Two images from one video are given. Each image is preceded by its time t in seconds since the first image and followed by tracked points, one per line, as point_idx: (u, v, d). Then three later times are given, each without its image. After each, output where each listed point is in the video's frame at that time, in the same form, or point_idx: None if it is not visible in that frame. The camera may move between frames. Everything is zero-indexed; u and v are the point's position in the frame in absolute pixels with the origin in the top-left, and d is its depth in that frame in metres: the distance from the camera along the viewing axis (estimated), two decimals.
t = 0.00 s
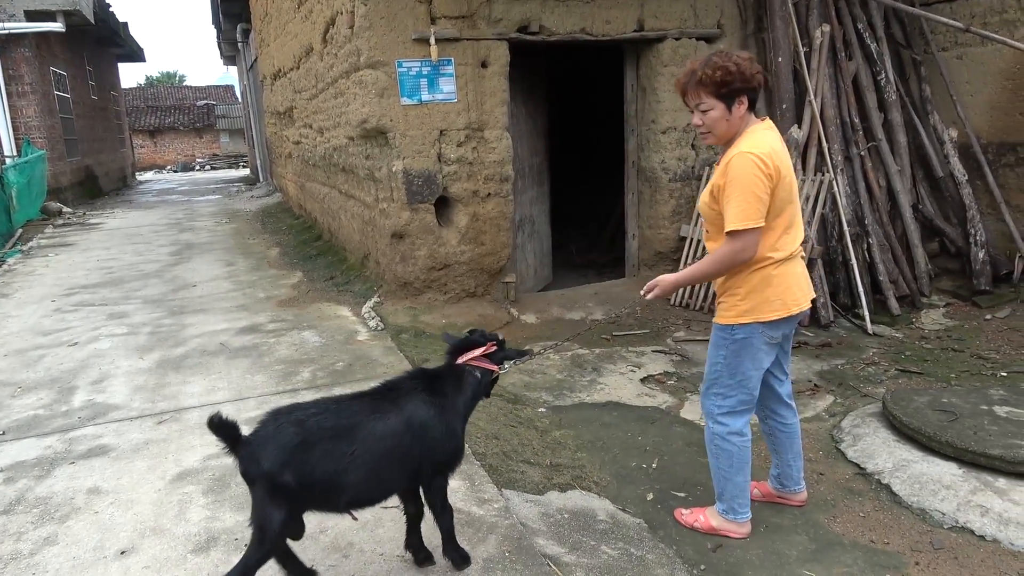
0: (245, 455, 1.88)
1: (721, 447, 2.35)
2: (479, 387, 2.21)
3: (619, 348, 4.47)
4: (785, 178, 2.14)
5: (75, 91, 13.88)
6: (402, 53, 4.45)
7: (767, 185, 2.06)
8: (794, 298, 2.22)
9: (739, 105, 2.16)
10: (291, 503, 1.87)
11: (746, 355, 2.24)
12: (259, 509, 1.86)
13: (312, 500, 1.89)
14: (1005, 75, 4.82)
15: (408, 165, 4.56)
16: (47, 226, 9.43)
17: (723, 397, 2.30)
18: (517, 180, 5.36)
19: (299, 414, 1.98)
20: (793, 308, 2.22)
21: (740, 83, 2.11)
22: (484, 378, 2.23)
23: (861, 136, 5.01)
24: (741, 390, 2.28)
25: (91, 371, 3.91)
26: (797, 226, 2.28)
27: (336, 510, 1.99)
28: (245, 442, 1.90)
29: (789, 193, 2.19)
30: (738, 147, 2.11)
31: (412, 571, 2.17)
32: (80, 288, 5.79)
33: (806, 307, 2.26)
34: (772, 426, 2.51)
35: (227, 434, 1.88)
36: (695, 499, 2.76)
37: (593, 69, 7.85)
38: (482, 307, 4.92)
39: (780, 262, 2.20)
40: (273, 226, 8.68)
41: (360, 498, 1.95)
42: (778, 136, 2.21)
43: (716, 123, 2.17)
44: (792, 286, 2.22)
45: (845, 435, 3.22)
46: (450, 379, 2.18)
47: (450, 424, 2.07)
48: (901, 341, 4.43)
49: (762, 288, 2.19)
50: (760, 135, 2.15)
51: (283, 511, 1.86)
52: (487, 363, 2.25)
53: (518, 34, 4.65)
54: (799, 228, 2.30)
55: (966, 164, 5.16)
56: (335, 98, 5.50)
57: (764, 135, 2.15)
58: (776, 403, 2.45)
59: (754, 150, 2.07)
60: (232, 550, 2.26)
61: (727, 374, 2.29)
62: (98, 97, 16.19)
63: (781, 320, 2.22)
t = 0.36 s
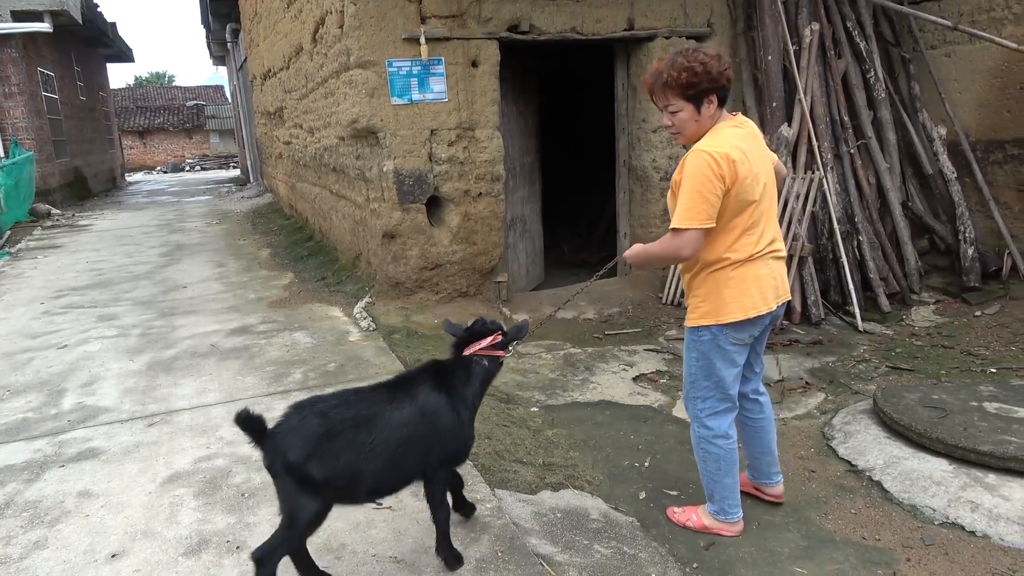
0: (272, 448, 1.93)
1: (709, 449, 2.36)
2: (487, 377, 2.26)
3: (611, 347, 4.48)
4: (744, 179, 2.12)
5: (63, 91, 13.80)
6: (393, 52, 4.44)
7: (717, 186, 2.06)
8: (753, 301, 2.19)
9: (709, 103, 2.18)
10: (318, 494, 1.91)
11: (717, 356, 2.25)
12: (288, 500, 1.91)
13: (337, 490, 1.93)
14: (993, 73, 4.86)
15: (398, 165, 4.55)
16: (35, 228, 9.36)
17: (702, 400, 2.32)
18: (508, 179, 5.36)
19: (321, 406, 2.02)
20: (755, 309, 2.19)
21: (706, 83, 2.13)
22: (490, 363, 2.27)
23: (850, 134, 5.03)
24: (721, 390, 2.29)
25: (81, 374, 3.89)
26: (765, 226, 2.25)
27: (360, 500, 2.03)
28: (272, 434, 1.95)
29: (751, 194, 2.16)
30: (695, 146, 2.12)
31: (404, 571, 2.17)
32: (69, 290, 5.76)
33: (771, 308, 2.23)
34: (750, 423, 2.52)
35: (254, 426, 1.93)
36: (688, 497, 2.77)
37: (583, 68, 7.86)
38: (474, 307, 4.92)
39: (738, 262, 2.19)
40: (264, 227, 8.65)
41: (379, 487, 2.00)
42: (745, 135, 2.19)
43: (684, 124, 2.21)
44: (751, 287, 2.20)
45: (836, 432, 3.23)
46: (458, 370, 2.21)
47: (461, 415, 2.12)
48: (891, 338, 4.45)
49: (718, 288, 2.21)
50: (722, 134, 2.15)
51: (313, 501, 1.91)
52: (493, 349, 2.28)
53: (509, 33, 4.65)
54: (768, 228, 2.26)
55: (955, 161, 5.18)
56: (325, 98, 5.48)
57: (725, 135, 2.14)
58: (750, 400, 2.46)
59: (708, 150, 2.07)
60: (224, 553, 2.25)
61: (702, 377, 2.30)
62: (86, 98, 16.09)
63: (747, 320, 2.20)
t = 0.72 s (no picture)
0: (321, 443, 1.96)
1: (701, 450, 2.37)
2: (486, 377, 2.37)
3: (604, 348, 4.49)
4: (732, 183, 2.12)
5: (54, 92, 13.74)
6: (385, 54, 4.44)
7: (707, 191, 2.06)
8: (732, 304, 2.21)
9: (677, 109, 2.21)
10: (372, 477, 1.99)
11: (700, 355, 2.27)
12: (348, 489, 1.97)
13: (388, 473, 2.01)
14: (982, 76, 4.88)
15: (391, 167, 4.55)
16: (26, 230, 9.31)
17: (690, 401, 2.32)
18: (501, 181, 5.37)
19: (352, 393, 2.10)
20: (733, 311, 2.21)
21: (673, 91, 2.15)
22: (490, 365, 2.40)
23: (841, 136, 5.05)
24: (710, 391, 2.30)
25: (72, 376, 3.87)
26: (749, 230, 2.25)
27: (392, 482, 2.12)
28: (316, 429, 1.99)
29: (738, 197, 2.17)
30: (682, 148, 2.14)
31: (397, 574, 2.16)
32: (60, 292, 5.73)
33: (749, 312, 2.24)
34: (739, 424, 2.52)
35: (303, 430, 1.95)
36: (680, 498, 2.78)
37: (576, 70, 7.87)
38: (467, 308, 4.92)
39: (720, 264, 2.21)
40: (257, 228, 8.63)
41: (415, 466, 2.10)
42: (732, 138, 2.18)
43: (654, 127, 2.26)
44: (731, 290, 2.21)
45: (828, 433, 3.25)
46: (464, 362, 2.34)
47: (470, 399, 2.25)
48: (883, 339, 4.47)
49: (695, 289, 2.23)
50: (707, 137, 2.15)
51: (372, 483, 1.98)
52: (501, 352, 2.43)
53: (501, 35, 4.65)
54: (753, 231, 2.27)
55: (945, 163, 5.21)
56: (318, 99, 5.48)
57: (711, 138, 2.15)
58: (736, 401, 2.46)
59: (693, 155, 2.08)
60: (215, 556, 2.25)
61: (689, 377, 2.32)
62: (78, 99, 16.01)
63: (727, 320, 2.22)
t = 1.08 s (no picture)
0: (340, 432, 2.04)
1: (692, 449, 2.39)
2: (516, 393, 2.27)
3: (597, 350, 4.49)
4: (697, 182, 2.16)
5: (45, 93, 13.67)
6: (378, 55, 4.44)
7: (667, 189, 2.12)
8: (703, 303, 2.23)
9: (657, 109, 2.26)
10: (384, 472, 2.04)
11: (685, 354, 2.30)
12: (360, 479, 2.04)
13: (399, 467, 2.06)
14: (972, 78, 4.90)
15: (384, 168, 4.55)
16: (17, 231, 9.26)
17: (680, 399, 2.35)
18: (495, 182, 5.37)
19: (374, 386, 2.15)
20: (706, 310, 2.23)
21: (659, 90, 2.19)
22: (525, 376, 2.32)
23: (834, 138, 5.07)
24: (698, 390, 2.31)
25: (63, 379, 3.85)
26: (731, 230, 2.25)
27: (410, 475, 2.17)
28: (336, 418, 2.07)
29: (709, 196, 2.19)
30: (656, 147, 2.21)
31: None
32: (52, 294, 5.71)
33: (726, 312, 2.23)
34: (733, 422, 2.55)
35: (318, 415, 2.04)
36: (673, 499, 2.79)
37: (570, 72, 7.88)
38: (461, 310, 4.92)
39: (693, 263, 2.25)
40: (249, 229, 8.61)
41: (430, 462, 2.13)
42: (708, 137, 2.19)
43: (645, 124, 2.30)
44: (704, 289, 2.24)
45: (820, 433, 3.26)
46: (497, 369, 2.28)
47: (501, 403, 2.21)
48: (875, 340, 4.49)
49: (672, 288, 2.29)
50: (681, 137, 2.19)
51: (384, 474, 2.03)
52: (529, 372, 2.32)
53: (494, 36, 4.66)
54: (737, 232, 2.26)
55: (937, 165, 5.24)
56: (311, 100, 5.47)
57: (685, 137, 2.19)
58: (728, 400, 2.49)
59: (657, 153, 2.15)
60: (207, 559, 2.24)
61: (677, 376, 2.35)
62: (70, 100, 15.93)
63: (705, 319, 2.24)
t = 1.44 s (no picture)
0: (393, 408, 2.12)
1: (685, 439, 2.38)
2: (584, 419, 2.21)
3: (591, 350, 4.50)
4: (684, 180, 2.21)
5: (37, 94, 13.61)
6: (371, 56, 4.43)
7: (651, 186, 2.22)
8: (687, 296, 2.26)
9: (666, 108, 2.31)
10: (425, 458, 2.09)
11: (674, 343, 2.31)
12: (402, 457, 2.10)
13: (443, 460, 2.10)
14: (963, 80, 4.93)
15: (378, 169, 4.55)
16: (9, 233, 9.22)
17: (672, 388, 2.35)
18: (489, 183, 5.37)
19: (439, 375, 2.18)
20: (692, 303, 2.25)
21: (670, 90, 2.25)
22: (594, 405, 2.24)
23: (826, 139, 5.09)
24: (688, 379, 2.32)
25: (55, 381, 3.83)
26: (723, 229, 2.26)
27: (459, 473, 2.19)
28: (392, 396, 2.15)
29: (699, 195, 2.23)
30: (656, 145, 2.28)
31: None
32: (44, 296, 5.68)
33: (712, 306, 2.25)
34: (729, 419, 2.53)
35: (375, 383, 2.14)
36: (667, 499, 2.79)
37: (564, 73, 7.90)
38: (454, 311, 4.92)
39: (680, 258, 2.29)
40: (243, 231, 8.59)
41: (482, 466, 2.13)
42: (703, 139, 2.22)
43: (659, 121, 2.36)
44: (690, 283, 2.27)
45: (813, 433, 3.27)
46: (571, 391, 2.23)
47: (565, 427, 2.16)
48: (868, 340, 4.51)
49: (664, 281, 2.34)
50: (680, 137, 2.25)
51: (426, 461, 2.08)
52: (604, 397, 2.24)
53: (487, 38, 4.66)
54: (727, 232, 2.27)
55: (929, 166, 5.26)
56: (304, 101, 5.46)
57: (683, 137, 2.24)
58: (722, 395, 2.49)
59: (653, 152, 2.24)
60: (199, 561, 2.23)
61: (669, 365, 2.36)
62: (62, 101, 15.88)
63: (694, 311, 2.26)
